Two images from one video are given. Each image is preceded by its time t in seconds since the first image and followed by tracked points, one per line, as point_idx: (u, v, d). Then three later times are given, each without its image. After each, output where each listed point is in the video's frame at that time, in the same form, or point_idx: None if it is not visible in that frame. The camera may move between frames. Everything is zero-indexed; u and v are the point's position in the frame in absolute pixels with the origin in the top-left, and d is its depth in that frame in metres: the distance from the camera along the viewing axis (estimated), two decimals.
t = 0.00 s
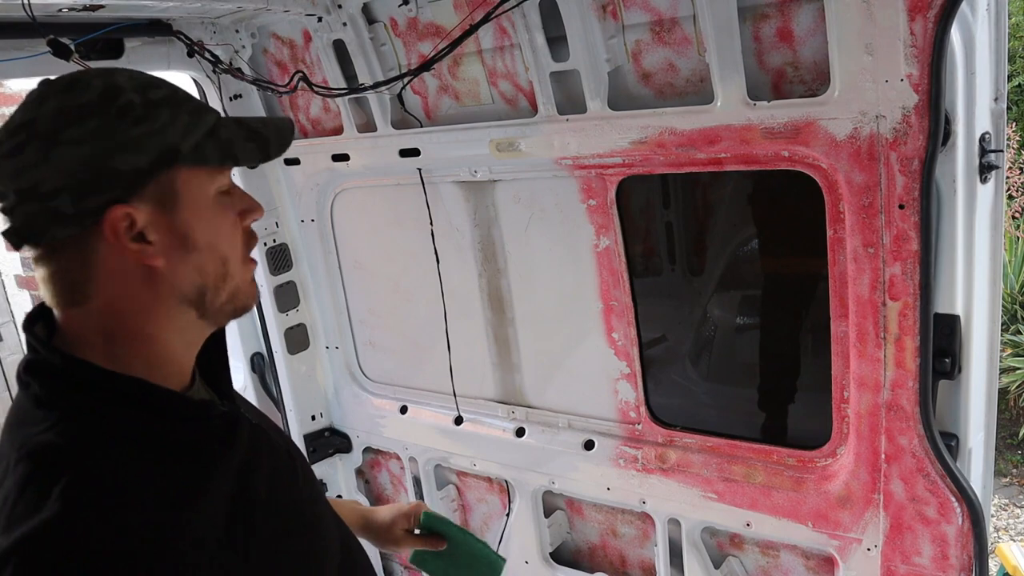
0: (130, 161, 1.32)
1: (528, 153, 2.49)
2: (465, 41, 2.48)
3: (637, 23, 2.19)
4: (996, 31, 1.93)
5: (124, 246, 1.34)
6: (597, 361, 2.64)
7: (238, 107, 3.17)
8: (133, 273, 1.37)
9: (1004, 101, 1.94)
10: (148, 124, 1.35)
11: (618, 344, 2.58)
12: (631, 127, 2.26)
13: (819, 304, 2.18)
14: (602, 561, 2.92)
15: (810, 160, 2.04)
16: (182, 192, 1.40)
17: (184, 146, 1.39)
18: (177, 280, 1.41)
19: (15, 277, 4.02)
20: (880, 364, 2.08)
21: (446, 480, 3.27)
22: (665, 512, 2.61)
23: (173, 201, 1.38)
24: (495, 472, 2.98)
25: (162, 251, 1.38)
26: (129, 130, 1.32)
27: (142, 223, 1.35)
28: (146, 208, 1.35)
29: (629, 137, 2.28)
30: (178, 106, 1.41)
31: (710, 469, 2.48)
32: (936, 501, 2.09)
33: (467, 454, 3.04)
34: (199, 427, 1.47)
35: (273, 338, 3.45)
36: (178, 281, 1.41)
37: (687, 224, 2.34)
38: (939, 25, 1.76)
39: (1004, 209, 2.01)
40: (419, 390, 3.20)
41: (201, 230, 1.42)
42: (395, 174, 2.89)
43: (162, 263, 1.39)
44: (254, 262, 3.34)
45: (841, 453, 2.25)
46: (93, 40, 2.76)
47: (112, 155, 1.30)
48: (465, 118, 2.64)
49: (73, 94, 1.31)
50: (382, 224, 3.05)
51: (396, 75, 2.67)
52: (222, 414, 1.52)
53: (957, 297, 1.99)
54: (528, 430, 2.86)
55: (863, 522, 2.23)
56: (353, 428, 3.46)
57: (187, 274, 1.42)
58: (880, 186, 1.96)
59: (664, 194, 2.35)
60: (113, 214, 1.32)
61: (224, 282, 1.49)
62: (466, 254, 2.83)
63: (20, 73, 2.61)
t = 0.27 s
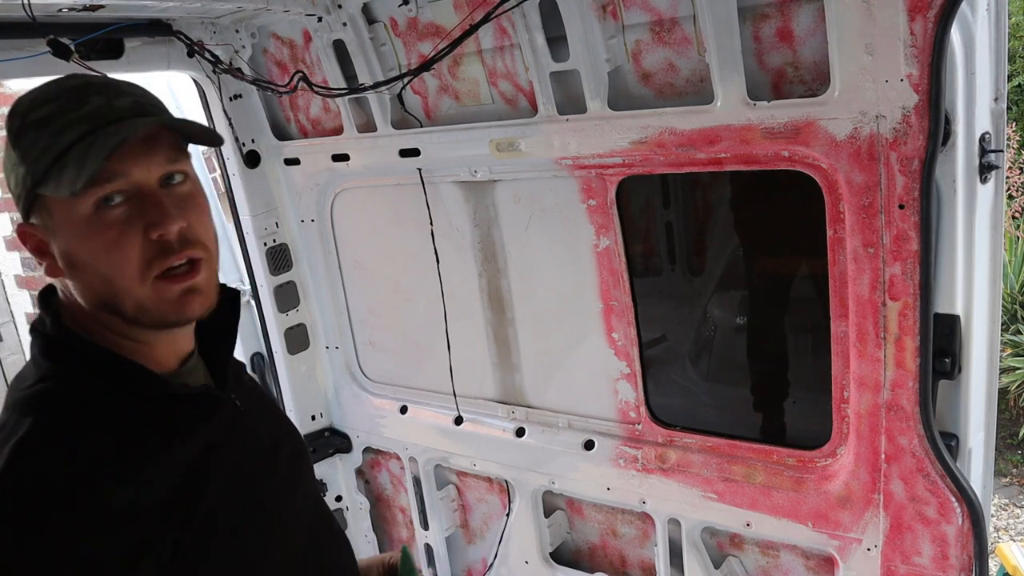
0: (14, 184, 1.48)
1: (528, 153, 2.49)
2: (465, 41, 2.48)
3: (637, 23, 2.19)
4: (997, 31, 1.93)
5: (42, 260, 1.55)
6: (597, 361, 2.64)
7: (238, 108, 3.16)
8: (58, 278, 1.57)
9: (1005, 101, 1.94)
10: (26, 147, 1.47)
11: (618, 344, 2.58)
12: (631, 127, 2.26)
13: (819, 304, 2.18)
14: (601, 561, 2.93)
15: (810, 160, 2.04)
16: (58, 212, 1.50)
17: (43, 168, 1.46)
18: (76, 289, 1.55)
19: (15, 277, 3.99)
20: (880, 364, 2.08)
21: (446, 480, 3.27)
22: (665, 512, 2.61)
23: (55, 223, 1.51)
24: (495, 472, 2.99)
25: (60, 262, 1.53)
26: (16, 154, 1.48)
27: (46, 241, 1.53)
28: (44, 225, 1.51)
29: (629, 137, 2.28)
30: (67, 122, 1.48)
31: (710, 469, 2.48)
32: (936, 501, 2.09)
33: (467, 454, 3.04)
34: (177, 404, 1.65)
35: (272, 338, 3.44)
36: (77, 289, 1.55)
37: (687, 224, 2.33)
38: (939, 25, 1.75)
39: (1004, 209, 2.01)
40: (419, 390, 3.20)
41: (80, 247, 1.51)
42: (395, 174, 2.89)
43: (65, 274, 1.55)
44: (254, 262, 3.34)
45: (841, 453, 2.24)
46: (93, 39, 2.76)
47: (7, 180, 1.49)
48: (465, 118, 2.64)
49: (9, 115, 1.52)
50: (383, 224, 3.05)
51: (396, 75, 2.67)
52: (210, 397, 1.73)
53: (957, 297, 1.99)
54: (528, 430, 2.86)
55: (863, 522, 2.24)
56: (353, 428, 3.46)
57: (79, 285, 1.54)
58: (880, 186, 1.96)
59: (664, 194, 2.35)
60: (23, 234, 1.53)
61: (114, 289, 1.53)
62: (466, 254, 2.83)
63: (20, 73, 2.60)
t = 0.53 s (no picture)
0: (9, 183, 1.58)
1: (528, 153, 2.49)
2: (465, 41, 2.48)
3: (637, 23, 2.19)
4: (997, 31, 1.93)
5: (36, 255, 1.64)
6: (597, 361, 2.64)
7: (238, 108, 3.16)
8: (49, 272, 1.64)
9: (1005, 102, 1.93)
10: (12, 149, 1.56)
11: (618, 344, 2.58)
12: (631, 127, 2.26)
13: (819, 304, 2.18)
14: (601, 561, 2.92)
15: (810, 160, 2.04)
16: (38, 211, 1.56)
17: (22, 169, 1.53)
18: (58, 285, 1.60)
19: (15, 277, 3.99)
20: (880, 364, 2.08)
21: (446, 480, 3.28)
22: (665, 512, 2.61)
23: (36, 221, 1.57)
24: (494, 472, 2.99)
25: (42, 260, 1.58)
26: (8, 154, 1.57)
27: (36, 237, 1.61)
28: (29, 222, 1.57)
29: (629, 138, 2.28)
30: (43, 126, 1.54)
31: (710, 469, 2.48)
32: (936, 501, 2.09)
33: (467, 454, 3.04)
34: (160, 395, 1.64)
35: (272, 338, 3.44)
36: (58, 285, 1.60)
37: (686, 224, 2.33)
38: (939, 25, 1.75)
39: (1004, 209, 2.01)
40: (418, 390, 3.20)
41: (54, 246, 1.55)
42: (395, 174, 2.89)
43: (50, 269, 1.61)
44: (254, 263, 3.34)
45: (841, 453, 2.24)
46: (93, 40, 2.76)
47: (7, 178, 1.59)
48: (465, 118, 2.64)
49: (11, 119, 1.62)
50: (383, 224, 3.05)
51: (397, 75, 2.67)
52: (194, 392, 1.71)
53: (957, 296, 1.99)
54: (528, 430, 2.86)
55: (863, 522, 2.24)
56: (353, 428, 3.46)
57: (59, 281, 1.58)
58: (880, 186, 1.96)
59: (664, 194, 2.35)
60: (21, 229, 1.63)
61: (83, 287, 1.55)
62: (466, 254, 2.83)
63: (21, 73, 2.60)
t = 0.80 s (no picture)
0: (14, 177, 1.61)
1: (528, 153, 2.49)
2: (465, 41, 2.48)
3: (637, 23, 2.19)
4: (997, 30, 1.93)
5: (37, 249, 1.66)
6: (597, 361, 2.64)
7: (238, 108, 3.16)
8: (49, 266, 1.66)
9: (1004, 101, 1.93)
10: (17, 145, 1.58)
11: (618, 344, 2.57)
12: (631, 127, 2.26)
13: (819, 304, 2.18)
14: (601, 561, 2.92)
15: (810, 160, 2.04)
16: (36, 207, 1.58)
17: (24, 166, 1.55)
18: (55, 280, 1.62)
19: (15, 277, 4.01)
20: (880, 364, 2.08)
21: (446, 480, 3.28)
22: (665, 512, 2.61)
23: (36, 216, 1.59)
24: (494, 472, 2.99)
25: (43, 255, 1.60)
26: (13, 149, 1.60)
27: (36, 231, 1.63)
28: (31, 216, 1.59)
29: (629, 138, 2.28)
30: (47, 125, 1.56)
31: (710, 469, 2.48)
32: (936, 501, 2.09)
33: (467, 454, 3.04)
34: (155, 391, 1.64)
35: (272, 338, 3.44)
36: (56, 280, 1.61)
37: (686, 225, 2.33)
38: (939, 25, 1.75)
39: (1004, 209, 2.01)
40: (418, 390, 3.20)
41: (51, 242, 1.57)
42: (395, 174, 2.89)
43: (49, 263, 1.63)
44: (254, 262, 3.34)
45: (841, 453, 2.24)
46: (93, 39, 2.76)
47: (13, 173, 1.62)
48: (465, 118, 2.64)
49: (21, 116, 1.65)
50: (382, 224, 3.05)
51: (397, 75, 2.67)
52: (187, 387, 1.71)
53: (957, 297, 1.99)
54: (528, 430, 2.87)
55: (863, 522, 2.24)
56: (353, 428, 3.46)
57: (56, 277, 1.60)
58: (880, 186, 1.96)
59: (664, 194, 2.35)
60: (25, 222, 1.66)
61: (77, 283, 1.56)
62: (466, 254, 2.83)
63: (21, 73, 2.60)
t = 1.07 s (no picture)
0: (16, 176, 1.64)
1: (528, 153, 2.49)
2: (465, 41, 2.48)
3: (637, 23, 2.19)
4: (997, 30, 1.93)
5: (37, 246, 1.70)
6: (597, 361, 2.64)
7: (238, 108, 3.16)
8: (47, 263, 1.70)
9: (1004, 102, 1.93)
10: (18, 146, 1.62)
11: (618, 344, 2.58)
12: (631, 127, 2.26)
13: (819, 304, 2.18)
14: (601, 561, 2.92)
15: (810, 160, 2.04)
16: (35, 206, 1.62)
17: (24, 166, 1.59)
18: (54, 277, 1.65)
19: (15, 277, 4.03)
20: (880, 364, 2.08)
21: (446, 480, 3.28)
22: (665, 512, 2.61)
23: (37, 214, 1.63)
24: (494, 472, 2.99)
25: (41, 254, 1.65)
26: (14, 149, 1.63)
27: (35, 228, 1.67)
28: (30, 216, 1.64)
29: (629, 137, 2.28)
30: (45, 126, 1.60)
31: (710, 469, 2.48)
32: (936, 501, 2.09)
33: (467, 454, 3.04)
34: (152, 386, 1.65)
35: (272, 338, 3.44)
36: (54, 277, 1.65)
37: (686, 224, 2.34)
38: (939, 25, 1.75)
39: (1004, 209, 2.01)
40: (418, 390, 3.20)
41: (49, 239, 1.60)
42: (395, 174, 2.89)
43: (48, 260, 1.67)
44: (254, 262, 3.34)
45: (841, 453, 2.24)
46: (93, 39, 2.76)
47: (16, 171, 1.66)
48: (465, 118, 2.64)
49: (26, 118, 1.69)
50: (382, 223, 3.05)
51: (397, 75, 2.67)
52: (184, 380, 1.71)
53: (957, 297, 1.99)
54: (528, 430, 2.87)
55: (863, 522, 2.24)
56: (353, 428, 3.46)
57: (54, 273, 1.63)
58: (880, 186, 1.96)
59: (664, 194, 2.35)
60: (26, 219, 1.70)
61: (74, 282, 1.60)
62: (466, 254, 2.83)
63: (21, 73, 2.60)
